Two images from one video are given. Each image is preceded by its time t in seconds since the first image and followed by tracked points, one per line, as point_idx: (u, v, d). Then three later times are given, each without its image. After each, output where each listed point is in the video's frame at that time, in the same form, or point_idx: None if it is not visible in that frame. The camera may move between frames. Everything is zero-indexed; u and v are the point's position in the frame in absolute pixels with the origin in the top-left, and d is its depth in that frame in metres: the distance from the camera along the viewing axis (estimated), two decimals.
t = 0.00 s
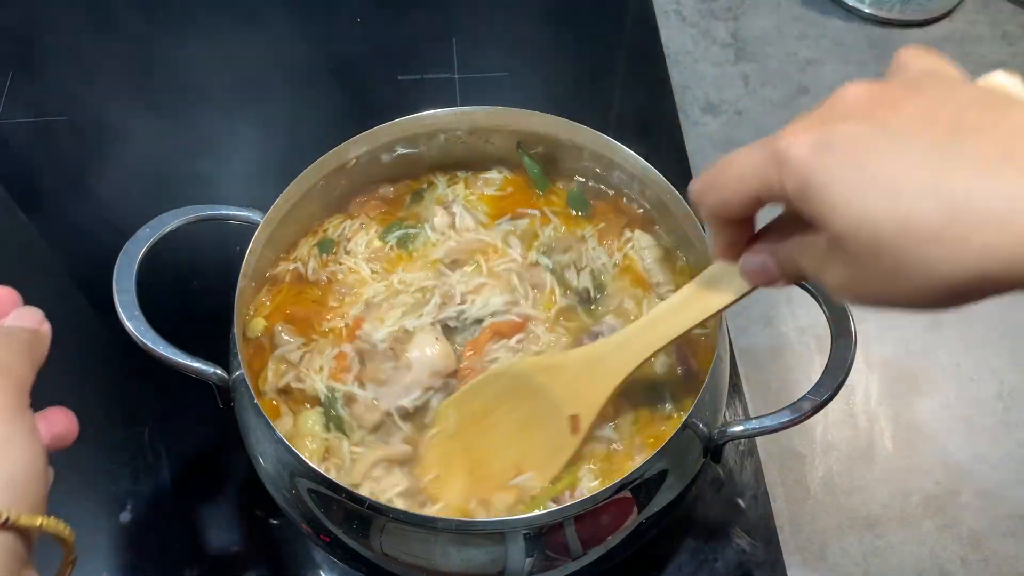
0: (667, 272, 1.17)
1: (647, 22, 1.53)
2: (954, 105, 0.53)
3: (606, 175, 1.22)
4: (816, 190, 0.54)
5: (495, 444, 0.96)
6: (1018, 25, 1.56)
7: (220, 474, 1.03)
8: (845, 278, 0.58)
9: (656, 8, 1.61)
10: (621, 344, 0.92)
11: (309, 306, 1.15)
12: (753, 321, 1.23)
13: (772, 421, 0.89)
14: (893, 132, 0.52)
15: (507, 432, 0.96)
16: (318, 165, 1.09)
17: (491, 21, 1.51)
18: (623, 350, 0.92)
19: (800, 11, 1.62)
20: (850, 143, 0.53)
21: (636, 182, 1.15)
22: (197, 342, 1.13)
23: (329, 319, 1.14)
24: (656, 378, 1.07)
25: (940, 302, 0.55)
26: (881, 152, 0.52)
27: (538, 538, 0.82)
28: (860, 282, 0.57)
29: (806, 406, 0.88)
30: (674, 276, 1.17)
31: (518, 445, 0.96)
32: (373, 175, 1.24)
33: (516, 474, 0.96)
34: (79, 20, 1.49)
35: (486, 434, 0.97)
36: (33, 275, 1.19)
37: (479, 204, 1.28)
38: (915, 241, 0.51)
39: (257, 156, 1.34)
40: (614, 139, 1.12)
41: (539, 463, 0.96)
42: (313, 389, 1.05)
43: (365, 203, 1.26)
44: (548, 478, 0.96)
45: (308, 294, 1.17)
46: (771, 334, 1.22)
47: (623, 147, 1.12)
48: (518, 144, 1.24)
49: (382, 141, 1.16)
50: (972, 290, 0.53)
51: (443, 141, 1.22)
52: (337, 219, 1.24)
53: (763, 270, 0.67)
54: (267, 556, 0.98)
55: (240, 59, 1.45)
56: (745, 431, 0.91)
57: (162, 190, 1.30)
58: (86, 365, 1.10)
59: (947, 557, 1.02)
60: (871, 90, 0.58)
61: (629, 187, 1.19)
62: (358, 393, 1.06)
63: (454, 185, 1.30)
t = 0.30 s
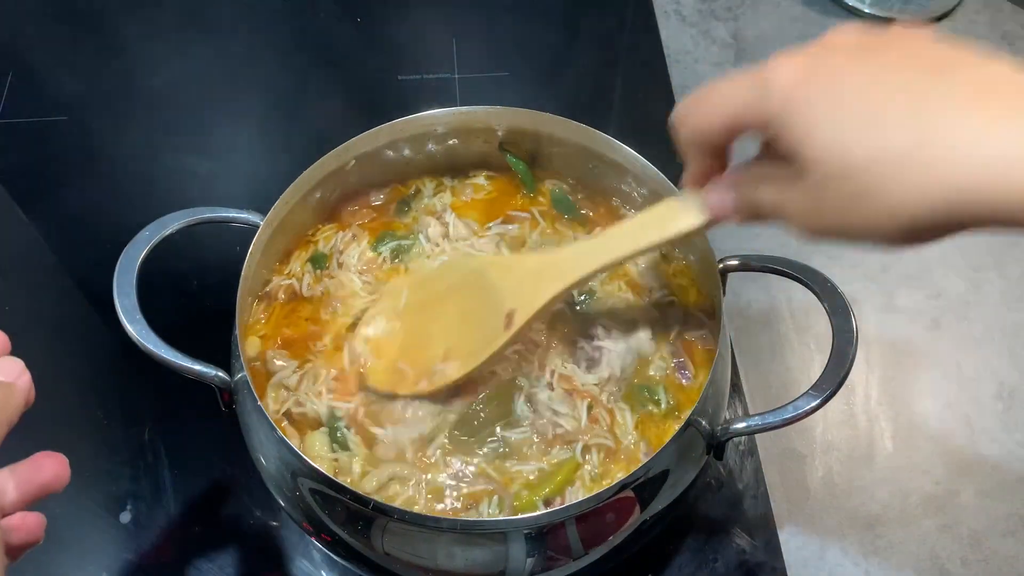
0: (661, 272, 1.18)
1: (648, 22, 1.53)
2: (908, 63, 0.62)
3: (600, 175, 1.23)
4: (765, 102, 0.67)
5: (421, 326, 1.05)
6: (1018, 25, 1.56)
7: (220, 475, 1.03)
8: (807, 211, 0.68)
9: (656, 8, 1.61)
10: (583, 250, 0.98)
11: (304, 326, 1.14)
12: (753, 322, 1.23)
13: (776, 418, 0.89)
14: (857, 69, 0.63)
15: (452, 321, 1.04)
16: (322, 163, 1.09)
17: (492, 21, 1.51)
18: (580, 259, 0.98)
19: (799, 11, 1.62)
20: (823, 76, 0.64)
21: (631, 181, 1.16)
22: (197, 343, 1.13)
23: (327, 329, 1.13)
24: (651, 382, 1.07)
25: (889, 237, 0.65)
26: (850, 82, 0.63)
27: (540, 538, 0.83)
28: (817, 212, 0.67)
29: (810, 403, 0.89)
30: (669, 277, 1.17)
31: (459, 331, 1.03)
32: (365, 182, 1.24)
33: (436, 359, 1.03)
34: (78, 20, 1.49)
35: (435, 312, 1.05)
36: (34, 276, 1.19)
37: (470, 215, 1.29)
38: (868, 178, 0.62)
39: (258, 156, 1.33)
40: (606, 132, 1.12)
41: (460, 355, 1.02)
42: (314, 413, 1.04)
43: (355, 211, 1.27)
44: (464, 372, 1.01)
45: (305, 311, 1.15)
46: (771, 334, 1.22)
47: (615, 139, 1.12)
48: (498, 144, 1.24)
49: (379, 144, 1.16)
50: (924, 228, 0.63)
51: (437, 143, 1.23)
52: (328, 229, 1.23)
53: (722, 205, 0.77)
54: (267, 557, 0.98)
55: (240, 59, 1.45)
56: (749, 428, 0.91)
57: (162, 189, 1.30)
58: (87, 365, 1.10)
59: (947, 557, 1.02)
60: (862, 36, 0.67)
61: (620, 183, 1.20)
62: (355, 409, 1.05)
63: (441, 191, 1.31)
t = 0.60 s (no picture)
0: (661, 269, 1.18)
1: (648, 21, 1.53)
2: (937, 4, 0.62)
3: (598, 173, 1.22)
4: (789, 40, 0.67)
5: (397, 241, 1.06)
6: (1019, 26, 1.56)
7: (219, 475, 1.03)
8: (804, 144, 0.67)
9: (656, 8, 1.61)
10: (572, 172, 0.98)
11: (312, 327, 1.14)
12: (753, 321, 1.23)
13: (776, 417, 0.89)
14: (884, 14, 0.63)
15: (430, 236, 1.05)
16: (321, 163, 1.09)
17: (492, 21, 1.51)
18: (580, 185, 0.97)
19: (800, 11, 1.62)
20: (848, 13, 0.65)
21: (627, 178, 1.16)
22: (197, 343, 1.13)
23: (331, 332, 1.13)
24: (654, 381, 1.07)
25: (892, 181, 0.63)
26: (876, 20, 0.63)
27: (540, 538, 0.83)
28: (819, 150, 0.66)
29: (809, 403, 0.89)
30: (670, 274, 1.17)
31: (433, 250, 1.05)
32: (360, 184, 1.23)
33: (410, 276, 1.05)
34: (77, 20, 1.49)
35: (415, 229, 1.06)
36: (34, 276, 1.19)
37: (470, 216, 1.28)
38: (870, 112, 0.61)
39: (258, 156, 1.34)
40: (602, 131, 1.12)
41: (431, 276, 1.05)
42: (330, 409, 1.03)
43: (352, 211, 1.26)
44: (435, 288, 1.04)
45: (306, 315, 1.14)
46: (771, 333, 1.22)
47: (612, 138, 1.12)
48: (490, 142, 1.24)
49: (378, 144, 1.16)
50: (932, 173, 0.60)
51: (433, 143, 1.23)
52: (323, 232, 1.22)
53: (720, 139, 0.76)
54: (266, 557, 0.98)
55: (240, 59, 1.45)
56: (748, 428, 0.91)
57: (161, 189, 1.30)
58: (86, 365, 1.10)
59: (947, 557, 1.02)
60: None
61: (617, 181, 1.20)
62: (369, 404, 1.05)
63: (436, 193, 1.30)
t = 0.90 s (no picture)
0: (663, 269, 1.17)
1: (648, 21, 1.53)
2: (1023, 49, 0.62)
3: (598, 173, 1.23)
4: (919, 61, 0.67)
5: (523, 343, 1.00)
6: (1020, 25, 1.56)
7: (219, 475, 1.03)
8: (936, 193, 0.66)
9: (656, 8, 1.61)
10: (684, 262, 0.88)
11: (317, 323, 1.13)
12: (753, 321, 1.23)
13: (776, 417, 0.89)
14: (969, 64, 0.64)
15: (554, 336, 0.98)
16: (321, 162, 1.09)
17: (491, 21, 1.51)
18: (676, 272, 0.89)
19: (800, 11, 1.62)
20: (970, 52, 0.65)
21: (630, 177, 1.16)
22: (197, 343, 1.13)
23: (332, 328, 1.13)
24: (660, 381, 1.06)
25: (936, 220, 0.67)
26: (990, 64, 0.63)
27: (539, 538, 0.83)
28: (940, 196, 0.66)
29: (810, 403, 0.89)
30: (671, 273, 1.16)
31: (558, 355, 0.97)
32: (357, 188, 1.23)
33: (531, 383, 0.97)
34: (77, 19, 1.49)
35: (538, 325, 0.99)
36: (34, 276, 1.19)
37: (469, 217, 1.28)
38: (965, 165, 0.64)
39: (258, 156, 1.34)
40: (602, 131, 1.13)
41: (558, 384, 0.96)
42: (323, 409, 1.02)
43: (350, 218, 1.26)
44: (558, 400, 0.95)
45: (307, 313, 1.14)
46: (771, 333, 1.22)
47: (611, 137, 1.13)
48: (483, 143, 1.24)
49: (381, 142, 1.15)
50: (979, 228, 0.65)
51: (432, 144, 1.23)
52: (318, 244, 1.22)
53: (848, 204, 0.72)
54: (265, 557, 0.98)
55: (240, 60, 1.45)
56: (749, 428, 0.91)
57: (162, 189, 1.30)
58: (86, 365, 1.10)
59: (947, 557, 1.02)
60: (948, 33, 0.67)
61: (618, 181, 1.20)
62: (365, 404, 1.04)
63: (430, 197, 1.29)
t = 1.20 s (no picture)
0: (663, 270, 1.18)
1: (648, 21, 1.53)
2: None
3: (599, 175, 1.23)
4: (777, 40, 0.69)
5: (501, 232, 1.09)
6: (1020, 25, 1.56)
7: (219, 475, 1.03)
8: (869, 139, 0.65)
9: (656, 8, 1.61)
10: (655, 161, 0.93)
11: (312, 325, 1.13)
12: (753, 321, 1.23)
13: (774, 417, 0.90)
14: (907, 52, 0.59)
15: (527, 227, 1.07)
16: (322, 162, 1.09)
17: (491, 21, 1.51)
18: (651, 176, 0.94)
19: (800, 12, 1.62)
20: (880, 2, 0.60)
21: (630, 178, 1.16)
22: (197, 344, 1.13)
23: (329, 329, 1.12)
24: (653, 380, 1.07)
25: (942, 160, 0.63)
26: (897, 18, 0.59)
27: (540, 538, 0.83)
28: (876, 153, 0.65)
29: (809, 403, 0.89)
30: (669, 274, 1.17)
31: (535, 242, 1.07)
32: (359, 186, 1.24)
33: (508, 268, 1.09)
34: (77, 20, 1.49)
35: (512, 222, 1.08)
36: (33, 276, 1.19)
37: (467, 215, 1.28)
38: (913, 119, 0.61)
39: (258, 156, 1.34)
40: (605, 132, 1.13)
41: (532, 268, 1.07)
42: (324, 410, 1.02)
43: (348, 218, 1.26)
44: (527, 285, 1.08)
45: (303, 314, 1.14)
46: (771, 333, 1.22)
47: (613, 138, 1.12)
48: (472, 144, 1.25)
49: (382, 142, 1.15)
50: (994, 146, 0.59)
51: (431, 144, 1.23)
52: (317, 241, 1.22)
53: (788, 124, 0.74)
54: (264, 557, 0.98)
55: (240, 60, 1.45)
56: (749, 428, 0.91)
57: (162, 189, 1.30)
58: (87, 365, 1.10)
59: (947, 557, 1.02)
60: None
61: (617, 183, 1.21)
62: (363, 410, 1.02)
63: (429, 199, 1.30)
